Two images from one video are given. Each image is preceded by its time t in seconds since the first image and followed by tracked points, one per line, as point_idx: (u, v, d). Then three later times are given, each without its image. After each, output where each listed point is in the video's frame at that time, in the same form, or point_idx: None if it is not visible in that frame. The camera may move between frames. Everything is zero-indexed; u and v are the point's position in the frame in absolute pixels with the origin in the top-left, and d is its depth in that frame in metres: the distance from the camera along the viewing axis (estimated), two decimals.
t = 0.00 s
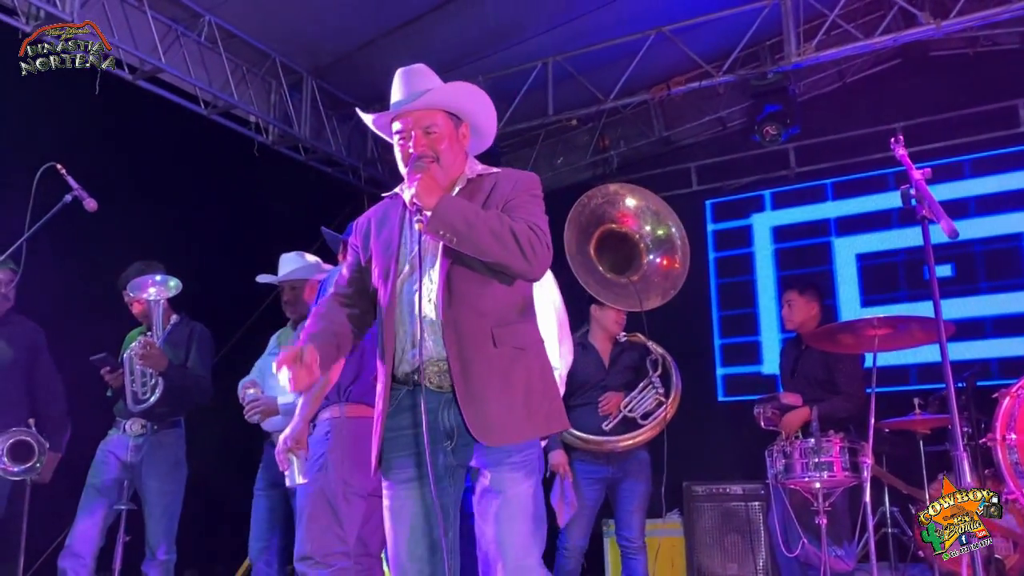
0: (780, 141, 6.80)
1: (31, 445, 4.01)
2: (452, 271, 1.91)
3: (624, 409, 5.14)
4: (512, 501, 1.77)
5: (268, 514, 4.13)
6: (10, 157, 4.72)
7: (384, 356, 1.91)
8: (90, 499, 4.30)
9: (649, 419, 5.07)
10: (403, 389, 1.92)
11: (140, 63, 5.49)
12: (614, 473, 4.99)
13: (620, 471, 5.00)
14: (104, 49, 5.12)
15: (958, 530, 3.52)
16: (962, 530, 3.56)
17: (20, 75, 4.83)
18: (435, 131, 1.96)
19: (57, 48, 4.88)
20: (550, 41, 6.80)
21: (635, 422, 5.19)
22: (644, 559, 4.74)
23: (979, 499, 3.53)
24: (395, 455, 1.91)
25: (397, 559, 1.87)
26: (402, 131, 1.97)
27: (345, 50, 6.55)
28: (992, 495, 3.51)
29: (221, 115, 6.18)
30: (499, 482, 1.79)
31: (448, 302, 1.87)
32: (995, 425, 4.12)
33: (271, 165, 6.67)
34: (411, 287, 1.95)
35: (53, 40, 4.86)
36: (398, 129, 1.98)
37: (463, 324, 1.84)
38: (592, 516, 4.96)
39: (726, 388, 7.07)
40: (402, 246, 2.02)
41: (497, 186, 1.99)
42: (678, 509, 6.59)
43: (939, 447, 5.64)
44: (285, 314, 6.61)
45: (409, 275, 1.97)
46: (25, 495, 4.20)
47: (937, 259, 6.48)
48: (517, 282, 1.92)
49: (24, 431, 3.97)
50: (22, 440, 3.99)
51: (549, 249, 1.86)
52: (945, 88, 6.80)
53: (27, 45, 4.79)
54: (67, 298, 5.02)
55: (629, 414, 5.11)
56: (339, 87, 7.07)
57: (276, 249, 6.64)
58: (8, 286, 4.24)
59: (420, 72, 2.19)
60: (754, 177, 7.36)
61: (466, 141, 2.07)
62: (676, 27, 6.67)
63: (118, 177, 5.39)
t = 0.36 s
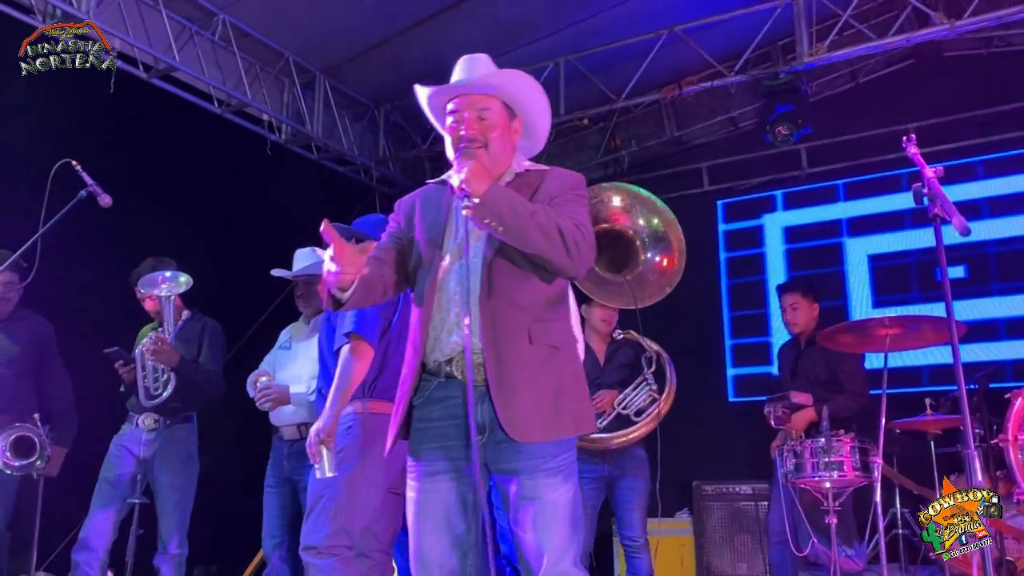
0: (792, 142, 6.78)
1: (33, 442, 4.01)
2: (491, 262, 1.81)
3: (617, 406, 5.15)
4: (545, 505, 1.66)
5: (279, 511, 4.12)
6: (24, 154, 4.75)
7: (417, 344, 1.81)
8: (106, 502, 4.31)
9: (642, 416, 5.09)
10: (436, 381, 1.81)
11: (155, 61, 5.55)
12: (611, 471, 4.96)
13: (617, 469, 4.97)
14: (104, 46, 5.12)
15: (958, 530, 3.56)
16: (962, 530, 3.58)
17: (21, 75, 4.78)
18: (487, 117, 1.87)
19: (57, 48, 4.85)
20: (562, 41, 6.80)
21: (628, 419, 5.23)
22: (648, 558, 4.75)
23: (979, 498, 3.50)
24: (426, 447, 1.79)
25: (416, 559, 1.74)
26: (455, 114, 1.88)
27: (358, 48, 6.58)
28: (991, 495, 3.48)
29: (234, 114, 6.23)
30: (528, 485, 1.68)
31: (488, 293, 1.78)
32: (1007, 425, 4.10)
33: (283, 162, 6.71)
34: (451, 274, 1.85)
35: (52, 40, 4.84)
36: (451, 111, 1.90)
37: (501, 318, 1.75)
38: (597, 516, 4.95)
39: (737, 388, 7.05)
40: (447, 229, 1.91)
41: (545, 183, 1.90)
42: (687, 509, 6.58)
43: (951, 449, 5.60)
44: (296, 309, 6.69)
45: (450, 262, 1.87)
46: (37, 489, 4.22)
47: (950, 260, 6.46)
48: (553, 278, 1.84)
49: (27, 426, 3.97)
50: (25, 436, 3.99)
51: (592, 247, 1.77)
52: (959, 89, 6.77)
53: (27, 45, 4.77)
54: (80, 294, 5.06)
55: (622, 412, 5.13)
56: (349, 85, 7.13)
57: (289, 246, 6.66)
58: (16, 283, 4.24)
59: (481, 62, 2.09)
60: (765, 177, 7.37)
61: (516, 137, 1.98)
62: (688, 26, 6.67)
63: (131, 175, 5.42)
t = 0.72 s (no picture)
0: (799, 146, 6.75)
1: (40, 440, 4.00)
2: (542, 268, 1.77)
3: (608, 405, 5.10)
4: (580, 509, 1.68)
5: (285, 510, 4.15)
6: (34, 154, 4.79)
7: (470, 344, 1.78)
8: (117, 505, 4.33)
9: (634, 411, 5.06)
10: (479, 380, 1.79)
11: (165, 64, 5.60)
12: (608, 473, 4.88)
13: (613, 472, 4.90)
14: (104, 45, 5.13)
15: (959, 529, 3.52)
16: (961, 530, 3.57)
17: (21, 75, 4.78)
18: (548, 117, 1.78)
19: (57, 48, 4.86)
20: (569, 45, 6.82)
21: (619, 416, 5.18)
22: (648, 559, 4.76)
23: (979, 498, 3.42)
24: (467, 446, 1.76)
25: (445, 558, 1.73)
26: (514, 111, 1.80)
27: (366, 52, 6.61)
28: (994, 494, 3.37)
29: (242, 117, 6.31)
30: (565, 489, 1.69)
31: (540, 296, 1.75)
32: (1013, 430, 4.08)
33: (292, 165, 6.75)
34: (502, 275, 1.82)
35: (52, 40, 4.86)
36: (509, 107, 1.81)
37: (552, 327, 1.72)
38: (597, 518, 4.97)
39: (743, 392, 7.05)
40: (500, 224, 1.87)
41: (601, 189, 1.86)
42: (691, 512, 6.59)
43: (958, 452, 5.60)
44: (302, 310, 6.73)
45: (502, 264, 1.83)
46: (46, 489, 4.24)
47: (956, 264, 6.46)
48: (604, 292, 1.82)
49: (34, 425, 3.97)
50: (32, 434, 3.98)
51: (647, 267, 1.74)
52: (966, 93, 6.77)
53: (26, 45, 4.77)
54: (89, 295, 5.09)
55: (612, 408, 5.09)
56: (357, 89, 7.17)
57: (297, 247, 6.69)
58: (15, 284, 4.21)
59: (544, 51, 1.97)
60: (771, 180, 7.39)
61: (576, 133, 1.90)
62: (695, 30, 6.73)
63: (139, 177, 5.45)
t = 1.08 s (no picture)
0: (802, 150, 6.78)
1: (36, 449, 4.00)
2: (568, 276, 1.79)
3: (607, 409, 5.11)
4: (596, 513, 1.69)
5: (284, 514, 4.14)
6: (37, 156, 4.81)
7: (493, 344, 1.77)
8: (120, 508, 4.33)
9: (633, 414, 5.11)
10: (502, 381, 1.78)
11: (168, 69, 5.62)
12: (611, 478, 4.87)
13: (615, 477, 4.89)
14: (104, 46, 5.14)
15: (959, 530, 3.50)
16: (962, 530, 3.56)
17: (22, 76, 4.79)
18: (581, 117, 1.83)
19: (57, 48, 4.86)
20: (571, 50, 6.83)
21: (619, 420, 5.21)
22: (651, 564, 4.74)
23: (980, 499, 3.34)
24: (486, 446, 1.75)
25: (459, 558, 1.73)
26: (546, 111, 1.84)
27: (369, 56, 6.63)
28: (995, 496, 3.28)
29: (246, 121, 6.33)
30: (581, 493, 1.70)
31: (566, 301, 1.76)
32: (1016, 434, 4.07)
33: (295, 169, 6.77)
34: (528, 278, 1.83)
35: (52, 40, 4.86)
36: (542, 105, 1.85)
37: (577, 333, 1.73)
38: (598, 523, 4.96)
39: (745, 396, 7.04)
40: (528, 226, 1.88)
41: (631, 191, 1.88)
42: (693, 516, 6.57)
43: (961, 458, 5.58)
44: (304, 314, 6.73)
45: (527, 267, 1.84)
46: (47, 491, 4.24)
47: (959, 269, 6.45)
48: (631, 299, 1.82)
49: (30, 433, 3.97)
50: (28, 443, 3.98)
51: (676, 275, 1.76)
52: (970, 97, 6.77)
53: (26, 45, 4.78)
54: (90, 299, 5.10)
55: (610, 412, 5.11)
56: (360, 93, 7.17)
57: (299, 251, 6.69)
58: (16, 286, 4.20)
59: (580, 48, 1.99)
60: (775, 185, 7.38)
61: (608, 132, 1.93)
62: (698, 35, 6.72)
63: (142, 180, 5.46)
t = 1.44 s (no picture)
0: (800, 155, 6.79)
1: (36, 443, 4.00)
2: (569, 278, 1.79)
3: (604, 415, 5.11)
4: (597, 518, 1.69)
5: (282, 517, 4.14)
6: (38, 157, 4.83)
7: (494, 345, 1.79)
8: (119, 512, 4.34)
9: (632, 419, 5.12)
10: (503, 384, 1.80)
11: (168, 73, 5.64)
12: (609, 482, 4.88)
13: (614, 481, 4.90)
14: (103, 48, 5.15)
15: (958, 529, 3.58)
16: (962, 530, 3.63)
17: (22, 75, 4.81)
18: (582, 118, 1.85)
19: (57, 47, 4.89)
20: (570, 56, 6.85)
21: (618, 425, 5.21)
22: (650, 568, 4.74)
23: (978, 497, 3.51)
24: (487, 450, 1.76)
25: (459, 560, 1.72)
26: (546, 112, 1.87)
27: (368, 61, 6.64)
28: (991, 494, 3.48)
29: (246, 126, 6.35)
30: (581, 498, 1.70)
31: (568, 302, 1.77)
32: (1012, 439, 4.08)
33: (294, 174, 6.78)
34: (528, 281, 1.85)
35: (52, 39, 4.88)
36: (543, 108, 1.87)
37: (577, 334, 1.74)
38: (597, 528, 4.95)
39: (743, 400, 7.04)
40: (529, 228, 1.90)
41: (631, 190, 1.88)
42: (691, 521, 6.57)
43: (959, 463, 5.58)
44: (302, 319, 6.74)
45: (528, 269, 1.85)
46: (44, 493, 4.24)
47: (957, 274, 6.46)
48: (631, 298, 1.82)
49: (30, 427, 3.97)
50: (28, 437, 3.98)
51: (677, 273, 1.76)
52: (968, 103, 6.78)
53: (26, 45, 4.80)
54: (88, 302, 5.10)
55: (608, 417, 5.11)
56: (359, 98, 7.18)
57: (297, 255, 6.70)
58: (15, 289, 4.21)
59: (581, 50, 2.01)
60: (773, 190, 7.39)
61: (609, 133, 1.95)
62: (696, 40, 6.72)
63: (141, 183, 5.47)
